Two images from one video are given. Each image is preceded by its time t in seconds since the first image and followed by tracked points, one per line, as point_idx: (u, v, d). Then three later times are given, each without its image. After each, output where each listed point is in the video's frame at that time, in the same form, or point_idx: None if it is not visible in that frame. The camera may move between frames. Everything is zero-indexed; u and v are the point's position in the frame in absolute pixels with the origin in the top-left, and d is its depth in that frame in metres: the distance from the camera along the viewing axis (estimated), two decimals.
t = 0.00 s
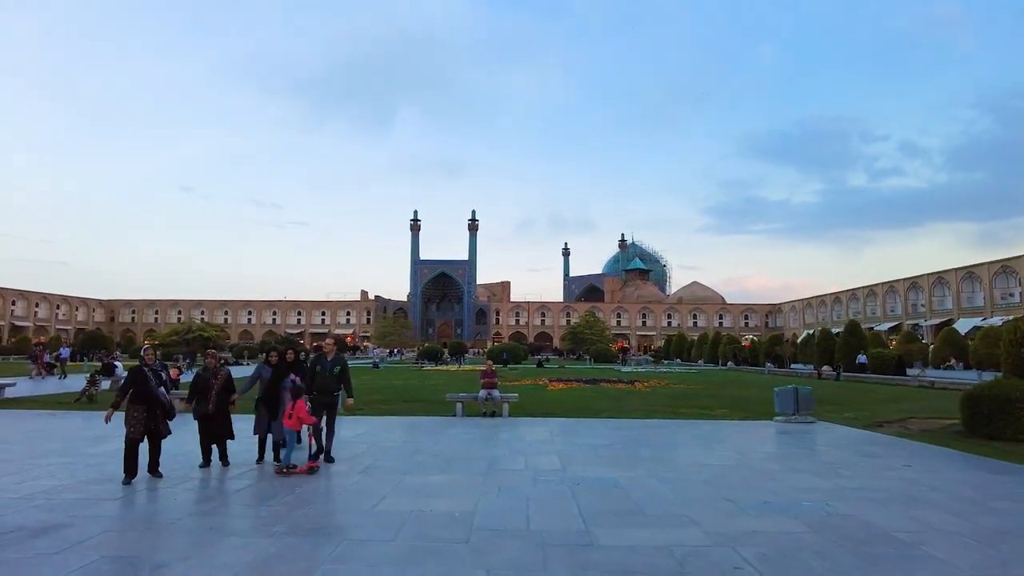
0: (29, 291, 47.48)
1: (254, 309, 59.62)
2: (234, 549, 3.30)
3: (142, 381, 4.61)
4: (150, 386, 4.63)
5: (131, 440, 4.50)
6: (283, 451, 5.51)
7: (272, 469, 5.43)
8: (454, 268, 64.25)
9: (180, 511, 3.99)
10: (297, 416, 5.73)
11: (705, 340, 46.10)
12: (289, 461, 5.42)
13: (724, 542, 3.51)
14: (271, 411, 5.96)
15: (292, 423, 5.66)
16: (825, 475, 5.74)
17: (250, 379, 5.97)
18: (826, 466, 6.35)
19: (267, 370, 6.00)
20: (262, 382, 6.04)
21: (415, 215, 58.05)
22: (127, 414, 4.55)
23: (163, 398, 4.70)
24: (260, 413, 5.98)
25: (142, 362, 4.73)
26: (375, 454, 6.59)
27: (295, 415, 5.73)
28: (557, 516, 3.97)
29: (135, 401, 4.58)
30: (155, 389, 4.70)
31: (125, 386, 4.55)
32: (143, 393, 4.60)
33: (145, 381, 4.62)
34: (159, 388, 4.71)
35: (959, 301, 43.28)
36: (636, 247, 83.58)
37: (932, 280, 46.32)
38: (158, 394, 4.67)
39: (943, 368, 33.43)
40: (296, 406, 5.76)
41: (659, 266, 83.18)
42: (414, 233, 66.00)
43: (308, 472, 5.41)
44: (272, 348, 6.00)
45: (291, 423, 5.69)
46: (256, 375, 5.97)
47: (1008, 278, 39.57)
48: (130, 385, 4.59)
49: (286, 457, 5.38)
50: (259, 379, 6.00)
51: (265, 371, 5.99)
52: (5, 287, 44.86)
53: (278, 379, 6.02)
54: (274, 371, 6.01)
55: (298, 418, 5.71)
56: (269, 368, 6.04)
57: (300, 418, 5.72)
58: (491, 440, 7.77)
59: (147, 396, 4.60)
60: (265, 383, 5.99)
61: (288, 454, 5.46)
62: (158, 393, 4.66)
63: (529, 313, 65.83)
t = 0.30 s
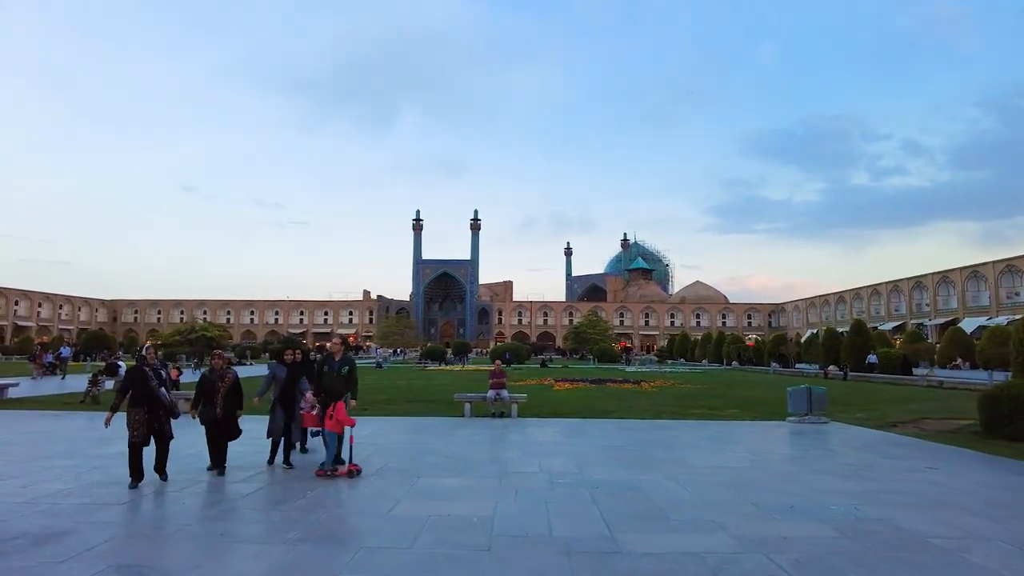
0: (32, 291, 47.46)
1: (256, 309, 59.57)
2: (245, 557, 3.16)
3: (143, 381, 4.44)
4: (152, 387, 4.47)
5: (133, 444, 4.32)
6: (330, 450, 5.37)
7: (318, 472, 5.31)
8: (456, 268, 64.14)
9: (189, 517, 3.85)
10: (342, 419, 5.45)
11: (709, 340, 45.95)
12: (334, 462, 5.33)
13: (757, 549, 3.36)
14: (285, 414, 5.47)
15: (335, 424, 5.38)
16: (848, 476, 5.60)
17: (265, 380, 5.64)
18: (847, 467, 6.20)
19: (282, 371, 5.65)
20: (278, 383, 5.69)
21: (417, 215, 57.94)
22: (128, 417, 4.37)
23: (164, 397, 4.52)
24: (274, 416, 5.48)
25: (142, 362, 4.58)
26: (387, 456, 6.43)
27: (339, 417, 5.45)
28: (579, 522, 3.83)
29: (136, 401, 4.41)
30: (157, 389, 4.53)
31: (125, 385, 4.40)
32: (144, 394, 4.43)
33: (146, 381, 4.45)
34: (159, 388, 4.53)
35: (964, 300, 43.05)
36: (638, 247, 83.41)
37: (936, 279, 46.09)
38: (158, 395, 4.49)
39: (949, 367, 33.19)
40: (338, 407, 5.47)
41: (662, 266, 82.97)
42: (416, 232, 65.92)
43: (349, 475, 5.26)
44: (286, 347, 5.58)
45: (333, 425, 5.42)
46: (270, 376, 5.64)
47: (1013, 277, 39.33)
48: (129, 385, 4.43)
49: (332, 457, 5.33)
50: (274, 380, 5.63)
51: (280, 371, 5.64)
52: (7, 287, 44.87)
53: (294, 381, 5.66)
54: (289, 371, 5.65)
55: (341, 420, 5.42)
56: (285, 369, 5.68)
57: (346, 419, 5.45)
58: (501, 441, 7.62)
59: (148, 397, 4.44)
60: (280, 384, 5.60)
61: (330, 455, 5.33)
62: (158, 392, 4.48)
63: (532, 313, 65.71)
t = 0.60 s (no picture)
0: (35, 291, 47.41)
1: (259, 309, 59.46)
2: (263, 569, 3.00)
3: (156, 385, 4.26)
4: (167, 390, 4.30)
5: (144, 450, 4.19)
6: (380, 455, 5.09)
7: (372, 478, 5.06)
8: (460, 269, 64.02)
9: (201, 525, 3.70)
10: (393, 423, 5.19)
11: (714, 341, 45.74)
12: (385, 468, 5.07)
13: (801, 561, 3.20)
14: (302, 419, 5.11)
15: (385, 429, 5.10)
16: (878, 480, 5.44)
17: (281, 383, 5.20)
18: (876, 469, 6.02)
19: (299, 373, 5.20)
20: (293, 386, 5.25)
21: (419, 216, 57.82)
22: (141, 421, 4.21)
23: (181, 400, 4.36)
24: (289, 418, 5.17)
25: (156, 364, 4.40)
26: (401, 459, 6.26)
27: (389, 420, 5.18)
28: (611, 531, 3.66)
29: (150, 404, 4.23)
30: (173, 392, 4.37)
31: (139, 388, 4.21)
32: (159, 397, 4.26)
33: (160, 385, 4.27)
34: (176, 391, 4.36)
35: (971, 301, 42.79)
36: (642, 248, 83.22)
37: (942, 279, 45.83)
38: (174, 398, 4.33)
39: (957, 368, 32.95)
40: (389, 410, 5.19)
41: (665, 267, 82.75)
42: (419, 233, 65.81)
43: (402, 482, 4.97)
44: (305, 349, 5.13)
45: (383, 430, 5.13)
46: (287, 379, 5.20)
47: (1020, 278, 39.06)
48: (142, 389, 4.26)
49: (383, 461, 5.06)
50: (290, 384, 5.20)
51: (297, 374, 5.19)
52: (11, 287, 44.84)
53: (311, 384, 5.25)
54: (306, 374, 5.22)
55: (391, 424, 5.14)
56: (302, 370, 5.24)
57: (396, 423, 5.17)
58: (516, 443, 7.46)
59: (163, 401, 4.26)
60: (297, 388, 5.19)
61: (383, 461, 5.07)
62: (175, 397, 4.32)
63: (535, 313, 65.52)
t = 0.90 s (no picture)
0: (37, 291, 47.31)
1: (262, 309, 59.36)
2: None
3: (175, 385, 4.11)
4: (185, 392, 4.15)
5: (154, 453, 4.06)
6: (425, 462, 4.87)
7: (421, 485, 4.78)
8: (462, 269, 63.88)
9: (210, 534, 3.54)
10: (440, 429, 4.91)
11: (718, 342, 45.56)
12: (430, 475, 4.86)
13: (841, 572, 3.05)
14: (312, 421, 4.97)
15: (436, 433, 4.87)
16: (906, 484, 5.28)
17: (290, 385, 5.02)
18: (902, 473, 5.85)
19: (308, 375, 5.02)
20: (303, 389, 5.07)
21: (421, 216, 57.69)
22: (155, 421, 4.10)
23: (196, 402, 4.20)
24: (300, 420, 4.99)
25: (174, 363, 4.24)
26: (413, 462, 6.08)
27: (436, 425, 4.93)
28: (640, 540, 3.51)
29: (165, 405, 4.09)
30: (191, 394, 4.21)
31: (157, 387, 4.07)
32: (177, 398, 4.11)
33: (179, 385, 4.12)
34: (193, 391, 4.21)
35: (976, 301, 42.57)
36: (644, 248, 83.02)
37: (946, 280, 45.59)
38: (193, 400, 4.19)
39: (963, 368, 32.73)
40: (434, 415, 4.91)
41: (667, 266, 82.54)
42: (421, 233, 65.68)
43: (454, 489, 4.74)
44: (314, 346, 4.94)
45: (430, 435, 4.89)
46: (296, 381, 5.00)
47: None
48: (160, 390, 4.11)
49: (431, 469, 4.83)
50: (300, 386, 5.00)
51: (306, 375, 5.01)
52: (14, 287, 44.79)
53: (321, 386, 5.06)
54: (315, 376, 5.05)
55: (440, 428, 4.88)
56: (311, 372, 5.05)
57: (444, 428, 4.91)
58: (528, 446, 7.30)
59: (182, 402, 4.12)
60: (307, 389, 4.99)
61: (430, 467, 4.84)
62: (193, 399, 4.18)
63: (538, 313, 65.33)
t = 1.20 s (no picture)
0: (39, 291, 47.16)
1: (263, 309, 59.20)
2: None
3: (176, 387, 3.94)
4: (187, 394, 3.97)
5: (160, 461, 3.79)
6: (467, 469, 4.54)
7: (464, 492, 4.46)
8: (464, 268, 63.70)
9: (215, 542, 3.35)
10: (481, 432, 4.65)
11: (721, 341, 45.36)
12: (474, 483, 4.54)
13: None
14: (326, 422, 4.65)
15: (480, 438, 4.60)
16: (937, 486, 5.08)
17: (300, 385, 4.69)
18: (929, 475, 5.65)
19: (319, 375, 4.69)
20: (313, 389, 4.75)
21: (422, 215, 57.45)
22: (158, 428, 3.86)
23: (196, 403, 4.01)
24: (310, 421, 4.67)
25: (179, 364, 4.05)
26: (421, 464, 5.88)
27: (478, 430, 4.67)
28: (668, 549, 3.33)
29: (166, 408, 3.91)
30: (193, 396, 4.02)
31: (157, 389, 3.89)
32: (177, 400, 3.93)
33: (179, 386, 3.95)
34: (195, 394, 4.04)
35: (980, 299, 42.35)
36: (645, 246, 82.79)
37: (951, 278, 45.34)
38: (193, 401, 3.99)
39: (970, 367, 32.50)
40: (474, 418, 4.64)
41: (670, 265, 82.29)
42: (422, 232, 65.51)
43: (501, 497, 4.41)
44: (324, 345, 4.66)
45: (472, 438, 4.60)
46: (307, 380, 4.67)
47: None
48: (160, 392, 3.92)
49: (474, 475, 4.52)
50: (310, 386, 4.68)
51: (317, 375, 4.68)
52: (16, 287, 44.66)
53: (334, 386, 4.74)
54: (327, 376, 4.72)
55: (482, 433, 4.63)
56: (322, 372, 4.72)
57: (487, 433, 4.67)
58: (540, 446, 7.12)
59: (182, 404, 3.94)
60: (318, 390, 4.67)
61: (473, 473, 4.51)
62: (192, 399, 3.98)
63: (540, 313, 65.07)
